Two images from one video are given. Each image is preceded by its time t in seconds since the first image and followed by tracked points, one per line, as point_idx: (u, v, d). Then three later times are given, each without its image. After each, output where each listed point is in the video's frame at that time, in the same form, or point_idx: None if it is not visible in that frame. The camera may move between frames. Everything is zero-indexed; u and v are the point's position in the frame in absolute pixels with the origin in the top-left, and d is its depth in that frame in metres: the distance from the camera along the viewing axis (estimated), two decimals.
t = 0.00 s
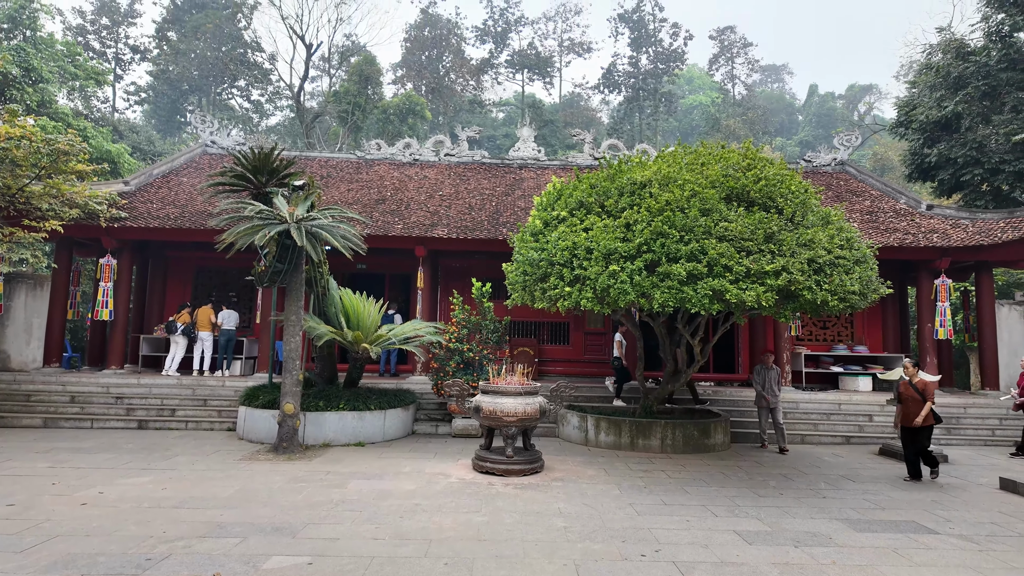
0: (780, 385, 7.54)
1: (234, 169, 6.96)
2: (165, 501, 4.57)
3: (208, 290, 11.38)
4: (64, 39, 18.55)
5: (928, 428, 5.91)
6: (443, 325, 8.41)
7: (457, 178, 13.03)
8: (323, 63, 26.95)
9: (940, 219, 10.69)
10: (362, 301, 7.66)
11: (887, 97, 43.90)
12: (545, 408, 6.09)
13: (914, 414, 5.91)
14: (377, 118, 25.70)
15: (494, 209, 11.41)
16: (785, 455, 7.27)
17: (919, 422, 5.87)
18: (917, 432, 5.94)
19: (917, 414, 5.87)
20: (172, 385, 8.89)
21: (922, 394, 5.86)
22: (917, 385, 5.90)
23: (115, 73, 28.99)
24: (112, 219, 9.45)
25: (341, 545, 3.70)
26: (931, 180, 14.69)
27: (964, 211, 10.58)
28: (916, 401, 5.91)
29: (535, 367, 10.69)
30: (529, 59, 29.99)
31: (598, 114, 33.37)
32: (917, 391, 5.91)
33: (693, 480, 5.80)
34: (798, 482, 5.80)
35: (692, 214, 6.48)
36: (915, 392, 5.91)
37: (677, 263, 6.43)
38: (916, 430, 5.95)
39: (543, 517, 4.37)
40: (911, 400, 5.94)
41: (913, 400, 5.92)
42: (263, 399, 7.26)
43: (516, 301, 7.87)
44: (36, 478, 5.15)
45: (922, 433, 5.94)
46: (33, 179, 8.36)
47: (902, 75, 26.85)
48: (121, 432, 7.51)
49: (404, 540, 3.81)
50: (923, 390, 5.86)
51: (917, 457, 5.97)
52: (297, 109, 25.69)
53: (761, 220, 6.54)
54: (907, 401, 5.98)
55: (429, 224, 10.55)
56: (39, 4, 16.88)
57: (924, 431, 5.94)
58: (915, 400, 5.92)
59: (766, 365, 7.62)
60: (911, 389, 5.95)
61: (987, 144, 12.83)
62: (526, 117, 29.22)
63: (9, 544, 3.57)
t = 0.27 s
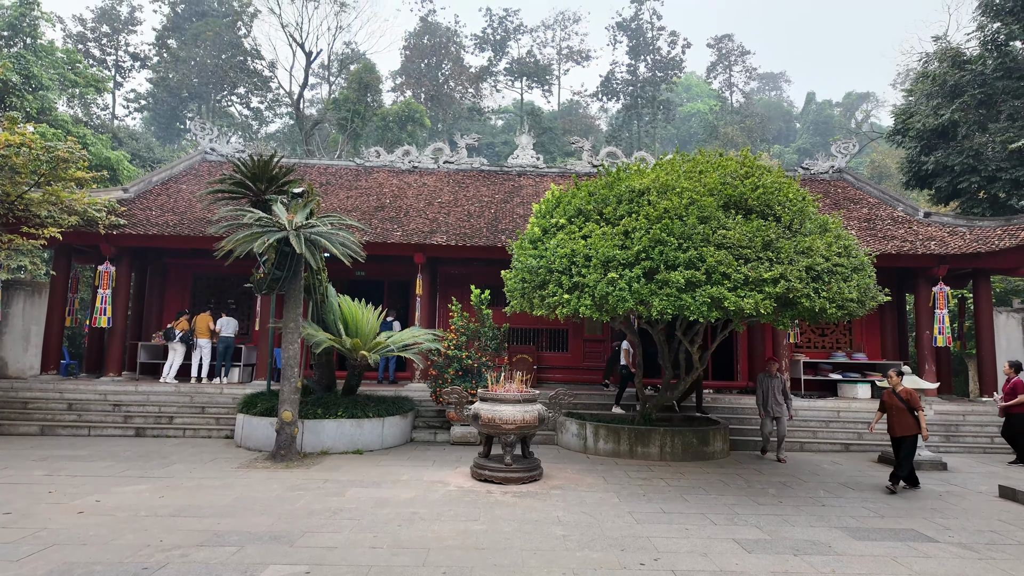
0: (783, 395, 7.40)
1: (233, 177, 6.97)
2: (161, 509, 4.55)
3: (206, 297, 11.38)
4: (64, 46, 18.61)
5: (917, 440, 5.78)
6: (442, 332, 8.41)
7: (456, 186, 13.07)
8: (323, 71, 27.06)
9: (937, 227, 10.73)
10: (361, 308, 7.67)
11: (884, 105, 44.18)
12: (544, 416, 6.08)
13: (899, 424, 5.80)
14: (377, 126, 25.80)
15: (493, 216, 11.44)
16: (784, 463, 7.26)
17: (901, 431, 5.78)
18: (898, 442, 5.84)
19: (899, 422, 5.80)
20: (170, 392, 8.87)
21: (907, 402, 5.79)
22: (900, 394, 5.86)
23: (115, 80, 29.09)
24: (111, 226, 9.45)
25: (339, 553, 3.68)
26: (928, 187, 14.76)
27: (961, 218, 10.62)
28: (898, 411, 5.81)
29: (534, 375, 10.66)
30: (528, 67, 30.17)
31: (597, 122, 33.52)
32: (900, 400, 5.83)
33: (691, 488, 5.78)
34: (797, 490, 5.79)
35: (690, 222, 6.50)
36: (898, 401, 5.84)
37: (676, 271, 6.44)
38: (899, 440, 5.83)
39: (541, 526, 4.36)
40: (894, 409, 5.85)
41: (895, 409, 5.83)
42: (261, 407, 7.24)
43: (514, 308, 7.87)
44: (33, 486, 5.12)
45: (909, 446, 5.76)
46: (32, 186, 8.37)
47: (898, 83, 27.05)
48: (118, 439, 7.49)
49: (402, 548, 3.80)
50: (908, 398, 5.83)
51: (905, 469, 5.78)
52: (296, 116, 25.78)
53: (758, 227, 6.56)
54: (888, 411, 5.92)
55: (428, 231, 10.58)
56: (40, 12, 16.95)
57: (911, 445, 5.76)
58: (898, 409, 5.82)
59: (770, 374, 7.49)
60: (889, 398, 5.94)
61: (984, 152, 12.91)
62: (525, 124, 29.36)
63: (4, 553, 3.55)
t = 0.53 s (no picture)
0: (783, 405, 7.25)
1: (232, 185, 6.99)
2: (158, 518, 4.53)
3: (205, 304, 11.37)
4: (65, 55, 18.66)
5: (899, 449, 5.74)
6: (440, 340, 8.40)
7: (455, 193, 13.11)
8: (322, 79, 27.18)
9: (935, 235, 10.77)
10: (360, 316, 7.66)
11: (881, 113, 44.44)
12: (543, 424, 6.07)
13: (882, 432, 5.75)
14: (376, 133, 25.90)
15: (492, 224, 11.47)
16: (783, 471, 7.24)
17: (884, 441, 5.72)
18: (881, 451, 5.78)
19: (884, 431, 5.73)
20: (168, 400, 8.84)
21: (891, 411, 5.75)
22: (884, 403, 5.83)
23: (115, 88, 29.21)
24: (110, 234, 9.46)
25: (337, 563, 3.66)
26: (926, 196, 14.83)
27: (958, 226, 10.65)
28: (881, 419, 5.76)
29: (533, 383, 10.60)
30: (527, 75, 30.35)
31: (595, 130, 33.67)
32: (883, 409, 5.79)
33: (691, 497, 5.77)
34: (797, 499, 5.77)
35: (688, 230, 6.52)
36: (882, 409, 5.80)
37: (674, 279, 6.45)
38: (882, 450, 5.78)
39: (540, 535, 4.34)
40: (878, 417, 5.79)
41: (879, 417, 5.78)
42: (259, 415, 7.22)
43: (513, 316, 7.86)
44: (29, 495, 5.10)
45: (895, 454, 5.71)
46: (32, 194, 8.37)
47: (895, 91, 27.24)
48: (115, 448, 7.46)
49: (401, 558, 3.78)
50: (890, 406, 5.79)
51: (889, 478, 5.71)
52: (296, 124, 25.88)
53: (756, 236, 6.58)
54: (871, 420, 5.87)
55: (427, 239, 10.59)
56: (41, 20, 17.01)
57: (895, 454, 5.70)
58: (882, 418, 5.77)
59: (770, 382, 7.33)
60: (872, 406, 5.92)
61: (980, 160, 12.98)
62: (524, 132, 29.50)
63: None
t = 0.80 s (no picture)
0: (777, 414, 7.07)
1: (232, 193, 7.00)
2: (155, 529, 4.50)
3: (203, 313, 11.35)
4: (65, 64, 18.75)
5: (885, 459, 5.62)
6: (439, 349, 8.39)
7: (454, 202, 13.14)
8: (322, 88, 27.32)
9: (932, 244, 10.80)
10: (359, 325, 7.66)
11: (878, 123, 44.72)
12: (541, 433, 6.05)
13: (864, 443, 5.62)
14: (376, 142, 26.02)
15: (491, 233, 11.49)
16: (783, 481, 7.22)
17: (867, 453, 5.56)
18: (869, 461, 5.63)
19: (867, 443, 5.58)
20: (165, 409, 8.80)
21: (872, 421, 5.59)
22: (866, 413, 5.68)
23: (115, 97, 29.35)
24: (109, 243, 9.46)
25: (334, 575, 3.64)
26: (923, 205, 14.89)
27: (956, 235, 10.69)
28: (863, 431, 5.62)
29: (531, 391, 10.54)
30: (525, 85, 30.54)
31: (594, 139, 33.85)
32: (864, 419, 5.65)
33: (690, 507, 5.75)
34: (797, 509, 5.75)
35: (687, 239, 6.54)
36: (863, 419, 5.66)
37: (673, 288, 6.47)
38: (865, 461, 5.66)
39: (539, 546, 4.32)
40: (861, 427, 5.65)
41: (861, 428, 5.64)
42: (257, 424, 7.19)
43: (512, 325, 7.85)
44: (25, 506, 5.07)
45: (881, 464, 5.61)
46: (31, 203, 8.38)
47: (891, 101, 27.45)
48: (112, 457, 7.42)
49: (399, 569, 3.76)
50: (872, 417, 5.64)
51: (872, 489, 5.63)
52: (296, 133, 25.99)
53: (755, 245, 6.60)
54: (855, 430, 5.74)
55: (426, 248, 10.61)
56: (42, 29, 17.10)
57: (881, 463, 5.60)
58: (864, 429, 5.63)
59: (763, 392, 7.19)
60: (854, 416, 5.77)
61: (977, 169, 13.06)
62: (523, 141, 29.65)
63: None
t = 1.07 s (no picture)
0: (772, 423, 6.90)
1: (231, 203, 7.02)
2: (153, 540, 4.47)
3: (202, 321, 11.34)
4: (66, 73, 18.85)
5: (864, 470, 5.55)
6: (438, 358, 8.38)
7: (453, 211, 13.17)
8: (322, 98, 27.45)
9: (931, 253, 10.83)
10: (357, 334, 7.65)
11: (876, 133, 44.95)
12: (541, 443, 6.03)
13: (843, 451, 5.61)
14: (375, 152, 26.13)
15: (490, 242, 11.51)
16: (783, 491, 7.20)
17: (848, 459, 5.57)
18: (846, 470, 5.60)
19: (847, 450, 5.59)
20: (163, 419, 8.77)
21: (854, 429, 5.63)
22: (847, 421, 5.71)
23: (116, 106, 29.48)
24: (109, 252, 9.46)
25: None
26: (921, 214, 14.94)
27: (954, 244, 10.71)
28: (845, 438, 5.63)
29: (531, 401, 10.53)
30: (524, 95, 30.72)
31: (593, 148, 34.01)
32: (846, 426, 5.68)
33: (690, 517, 5.72)
34: (797, 520, 5.73)
35: (686, 248, 6.56)
36: (844, 427, 5.69)
37: (672, 297, 6.47)
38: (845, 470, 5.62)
39: (538, 557, 4.30)
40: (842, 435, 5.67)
41: (840, 435, 5.66)
42: (255, 434, 7.16)
43: (511, 334, 7.84)
44: (21, 516, 5.03)
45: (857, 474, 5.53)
46: (31, 212, 8.39)
47: (889, 111, 27.62)
48: (109, 467, 7.37)
49: None
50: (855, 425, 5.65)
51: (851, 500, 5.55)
52: (296, 142, 26.10)
53: (754, 254, 6.62)
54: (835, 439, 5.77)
55: (425, 257, 10.62)
56: (43, 39, 17.21)
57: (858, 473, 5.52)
58: (845, 436, 5.64)
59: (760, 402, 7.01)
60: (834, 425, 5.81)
61: (974, 179, 13.13)
62: (522, 151, 29.79)
63: None
